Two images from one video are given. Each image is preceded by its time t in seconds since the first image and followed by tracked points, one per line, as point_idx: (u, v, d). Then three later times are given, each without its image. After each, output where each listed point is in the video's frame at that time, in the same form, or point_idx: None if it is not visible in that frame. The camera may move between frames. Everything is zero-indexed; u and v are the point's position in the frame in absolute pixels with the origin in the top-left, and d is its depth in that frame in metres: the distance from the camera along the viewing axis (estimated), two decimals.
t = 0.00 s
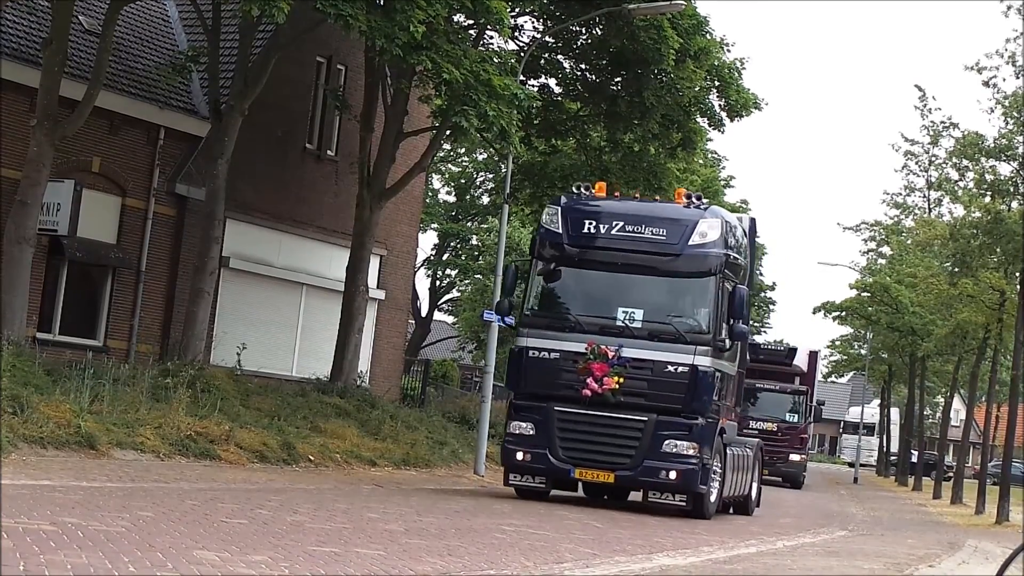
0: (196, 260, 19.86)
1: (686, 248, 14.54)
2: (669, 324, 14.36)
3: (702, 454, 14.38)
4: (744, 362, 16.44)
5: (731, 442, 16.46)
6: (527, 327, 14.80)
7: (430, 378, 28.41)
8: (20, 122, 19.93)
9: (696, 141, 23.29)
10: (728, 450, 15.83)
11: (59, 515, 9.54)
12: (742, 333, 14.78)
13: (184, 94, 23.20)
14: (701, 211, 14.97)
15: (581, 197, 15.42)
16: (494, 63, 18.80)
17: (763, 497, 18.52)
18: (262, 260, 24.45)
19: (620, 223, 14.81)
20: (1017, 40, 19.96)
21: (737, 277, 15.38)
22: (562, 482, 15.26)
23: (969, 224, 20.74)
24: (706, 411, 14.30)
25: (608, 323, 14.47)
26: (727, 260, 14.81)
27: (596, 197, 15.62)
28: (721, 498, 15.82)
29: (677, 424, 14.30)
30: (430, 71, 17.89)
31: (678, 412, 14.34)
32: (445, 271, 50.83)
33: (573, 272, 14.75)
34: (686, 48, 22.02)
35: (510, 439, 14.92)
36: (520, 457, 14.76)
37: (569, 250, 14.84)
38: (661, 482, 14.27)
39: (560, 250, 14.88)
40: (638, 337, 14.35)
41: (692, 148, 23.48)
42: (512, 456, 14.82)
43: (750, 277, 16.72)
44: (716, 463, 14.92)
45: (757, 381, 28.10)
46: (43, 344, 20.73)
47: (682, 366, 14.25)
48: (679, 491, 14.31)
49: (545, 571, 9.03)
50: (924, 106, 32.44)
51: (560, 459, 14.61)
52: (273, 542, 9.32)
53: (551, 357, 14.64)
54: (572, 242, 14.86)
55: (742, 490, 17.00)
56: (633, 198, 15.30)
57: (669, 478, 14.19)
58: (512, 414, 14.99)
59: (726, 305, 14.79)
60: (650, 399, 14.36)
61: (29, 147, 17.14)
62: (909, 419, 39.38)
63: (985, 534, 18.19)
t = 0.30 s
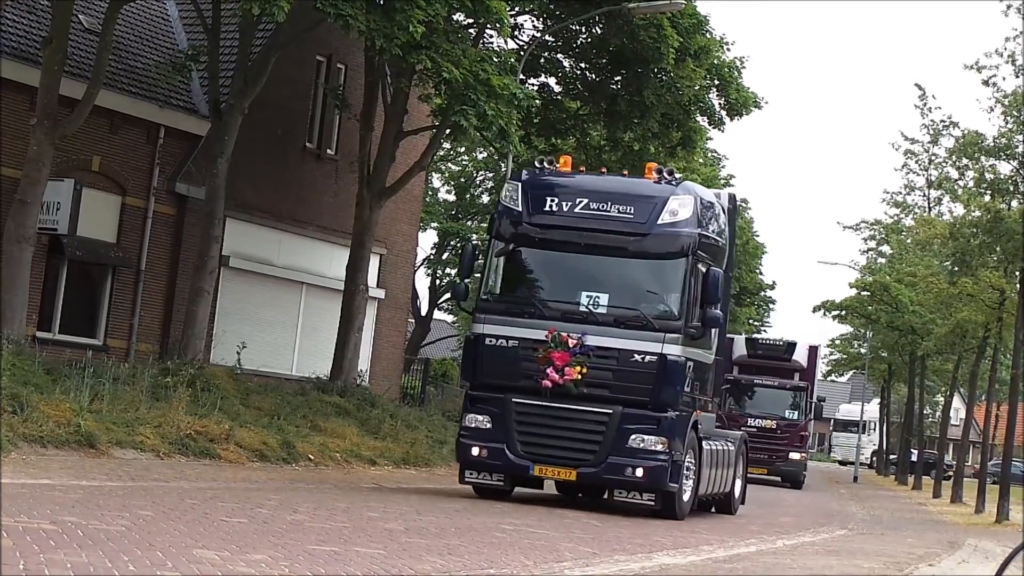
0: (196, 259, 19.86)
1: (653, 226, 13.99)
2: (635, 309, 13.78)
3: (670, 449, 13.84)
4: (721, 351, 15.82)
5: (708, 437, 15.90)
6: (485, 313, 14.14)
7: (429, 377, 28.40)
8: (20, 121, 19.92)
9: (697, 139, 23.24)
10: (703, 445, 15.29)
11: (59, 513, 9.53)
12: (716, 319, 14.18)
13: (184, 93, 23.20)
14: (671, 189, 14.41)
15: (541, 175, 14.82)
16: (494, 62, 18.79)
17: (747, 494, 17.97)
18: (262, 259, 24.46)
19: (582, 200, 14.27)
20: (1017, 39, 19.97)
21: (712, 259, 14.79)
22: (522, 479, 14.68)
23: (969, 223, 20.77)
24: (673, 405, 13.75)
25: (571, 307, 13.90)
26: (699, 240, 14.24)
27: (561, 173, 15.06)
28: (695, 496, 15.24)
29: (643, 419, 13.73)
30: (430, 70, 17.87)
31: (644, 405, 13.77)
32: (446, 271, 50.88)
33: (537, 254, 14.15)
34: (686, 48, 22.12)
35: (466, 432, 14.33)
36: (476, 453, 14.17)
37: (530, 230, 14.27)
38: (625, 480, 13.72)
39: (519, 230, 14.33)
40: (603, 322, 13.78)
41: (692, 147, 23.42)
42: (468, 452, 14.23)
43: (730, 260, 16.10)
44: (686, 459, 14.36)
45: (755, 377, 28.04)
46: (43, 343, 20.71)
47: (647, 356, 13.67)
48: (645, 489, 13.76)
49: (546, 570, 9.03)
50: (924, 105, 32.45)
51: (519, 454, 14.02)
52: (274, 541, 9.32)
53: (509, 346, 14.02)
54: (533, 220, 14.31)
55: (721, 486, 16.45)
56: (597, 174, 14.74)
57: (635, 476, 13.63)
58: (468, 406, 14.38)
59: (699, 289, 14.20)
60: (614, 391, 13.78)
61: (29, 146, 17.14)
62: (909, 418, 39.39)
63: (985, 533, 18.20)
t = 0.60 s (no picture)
0: (196, 257, 19.86)
1: (613, 199, 12.96)
2: (592, 290, 12.76)
3: (632, 441, 12.85)
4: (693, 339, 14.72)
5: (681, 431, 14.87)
6: (431, 296, 13.13)
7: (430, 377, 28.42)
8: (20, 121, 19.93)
9: (697, 138, 23.14)
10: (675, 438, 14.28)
11: (59, 513, 9.55)
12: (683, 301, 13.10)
13: (184, 92, 23.18)
14: (633, 158, 13.38)
15: (490, 146, 13.76)
16: (493, 61, 18.79)
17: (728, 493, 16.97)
18: (262, 258, 24.46)
19: (536, 172, 13.25)
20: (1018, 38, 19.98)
21: (677, 235, 13.70)
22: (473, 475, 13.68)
23: (969, 222, 20.76)
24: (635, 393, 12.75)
25: (524, 288, 12.90)
26: (664, 214, 13.20)
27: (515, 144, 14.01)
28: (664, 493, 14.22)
29: (602, 409, 12.72)
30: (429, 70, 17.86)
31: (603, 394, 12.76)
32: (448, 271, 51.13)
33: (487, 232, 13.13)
34: (686, 47, 22.19)
35: (412, 426, 13.33)
36: (422, 447, 13.19)
37: (479, 205, 13.22)
38: (583, 475, 12.71)
39: (468, 205, 13.26)
40: (558, 304, 12.78)
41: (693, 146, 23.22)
42: (414, 447, 13.25)
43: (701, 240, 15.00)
44: (651, 454, 13.34)
45: (755, 374, 28.08)
46: (43, 342, 20.70)
47: (606, 340, 12.66)
48: (605, 485, 12.75)
49: (545, 569, 9.02)
50: (924, 104, 32.43)
51: (468, 449, 13.02)
52: (273, 540, 9.32)
53: (456, 331, 13.03)
54: (482, 194, 13.25)
55: (697, 484, 15.41)
56: (554, 145, 13.72)
57: (593, 471, 12.62)
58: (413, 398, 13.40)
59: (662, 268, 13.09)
60: (570, 379, 12.78)
61: (29, 145, 17.12)
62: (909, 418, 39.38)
63: (985, 532, 18.22)
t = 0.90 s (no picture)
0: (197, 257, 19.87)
1: (563, 169, 11.96)
2: (540, 269, 11.79)
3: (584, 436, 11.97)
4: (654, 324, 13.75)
5: (645, 425, 13.86)
6: (367, 276, 12.16)
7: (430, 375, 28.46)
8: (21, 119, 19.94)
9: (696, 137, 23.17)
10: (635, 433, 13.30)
11: (60, 512, 9.55)
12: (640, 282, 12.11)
13: (184, 91, 23.17)
14: (588, 126, 12.39)
15: (432, 112, 12.76)
16: (493, 61, 18.79)
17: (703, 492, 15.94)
18: (262, 257, 24.44)
19: (481, 141, 12.26)
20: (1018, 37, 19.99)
21: (637, 212, 12.71)
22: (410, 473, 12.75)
23: (969, 221, 20.73)
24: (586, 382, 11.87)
25: (466, 267, 11.94)
26: (621, 186, 12.20)
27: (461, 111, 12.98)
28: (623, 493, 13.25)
29: (551, 401, 11.83)
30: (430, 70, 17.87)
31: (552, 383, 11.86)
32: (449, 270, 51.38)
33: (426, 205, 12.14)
34: (686, 46, 22.24)
35: (345, 419, 12.39)
36: (356, 442, 12.24)
37: (419, 177, 12.20)
38: (529, 472, 11.81)
39: (407, 177, 12.24)
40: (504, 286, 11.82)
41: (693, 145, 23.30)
42: (347, 441, 12.31)
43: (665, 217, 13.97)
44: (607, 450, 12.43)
45: (755, 371, 27.96)
46: (44, 341, 20.69)
47: (555, 324, 11.73)
48: (555, 483, 11.86)
49: (545, 568, 9.02)
50: (924, 103, 32.40)
51: (405, 443, 12.09)
52: (273, 539, 9.31)
53: (393, 314, 12.11)
54: (423, 165, 12.23)
55: (664, 482, 14.41)
56: (501, 112, 12.72)
57: (541, 468, 11.72)
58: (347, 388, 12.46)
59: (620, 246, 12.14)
60: (516, 366, 11.85)
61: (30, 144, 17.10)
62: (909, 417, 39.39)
63: (984, 531, 18.25)
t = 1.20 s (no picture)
0: (197, 257, 19.89)
1: (501, 133, 10.93)
2: (475, 245, 10.77)
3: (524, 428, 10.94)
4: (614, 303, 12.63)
5: (603, 418, 12.84)
6: (288, 251, 11.18)
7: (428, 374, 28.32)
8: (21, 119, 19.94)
9: (696, 137, 23.18)
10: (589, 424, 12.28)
11: (60, 511, 9.55)
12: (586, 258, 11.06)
13: (184, 90, 23.15)
14: (532, 87, 11.34)
15: (362, 72, 11.74)
16: (493, 60, 18.77)
17: (669, 491, 14.75)
18: (262, 257, 24.44)
19: (413, 103, 11.23)
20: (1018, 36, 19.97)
21: (590, 182, 11.68)
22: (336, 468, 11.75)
23: (969, 221, 20.70)
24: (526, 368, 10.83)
25: (397, 242, 10.96)
26: (567, 152, 11.14)
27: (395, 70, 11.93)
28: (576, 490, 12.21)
29: (487, 389, 10.81)
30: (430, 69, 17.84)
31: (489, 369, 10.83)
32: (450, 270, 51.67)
33: (354, 174, 11.17)
34: (686, 45, 22.15)
35: (263, 409, 11.37)
36: (274, 435, 11.23)
37: (345, 144, 11.18)
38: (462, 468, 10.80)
39: (333, 143, 11.22)
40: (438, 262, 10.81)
41: (693, 145, 23.34)
42: (265, 434, 11.29)
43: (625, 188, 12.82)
44: (554, 445, 11.39)
45: (754, 368, 27.36)
46: (44, 341, 20.67)
47: (491, 305, 10.69)
48: (491, 480, 10.86)
49: (545, 567, 9.03)
50: (924, 103, 32.34)
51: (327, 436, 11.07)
52: (274, 538, 9.30)
53: (316, 295, 11.10)
54: (350, 131, 11.21)
55: (627, 480, 13.33)
56: (438, 71, 11.69)
57: (475, 463, 10.72)
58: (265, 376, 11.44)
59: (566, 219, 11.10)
60: (447, 351, 10.81)
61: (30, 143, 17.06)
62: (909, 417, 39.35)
63: (985, 531, 18.22)
